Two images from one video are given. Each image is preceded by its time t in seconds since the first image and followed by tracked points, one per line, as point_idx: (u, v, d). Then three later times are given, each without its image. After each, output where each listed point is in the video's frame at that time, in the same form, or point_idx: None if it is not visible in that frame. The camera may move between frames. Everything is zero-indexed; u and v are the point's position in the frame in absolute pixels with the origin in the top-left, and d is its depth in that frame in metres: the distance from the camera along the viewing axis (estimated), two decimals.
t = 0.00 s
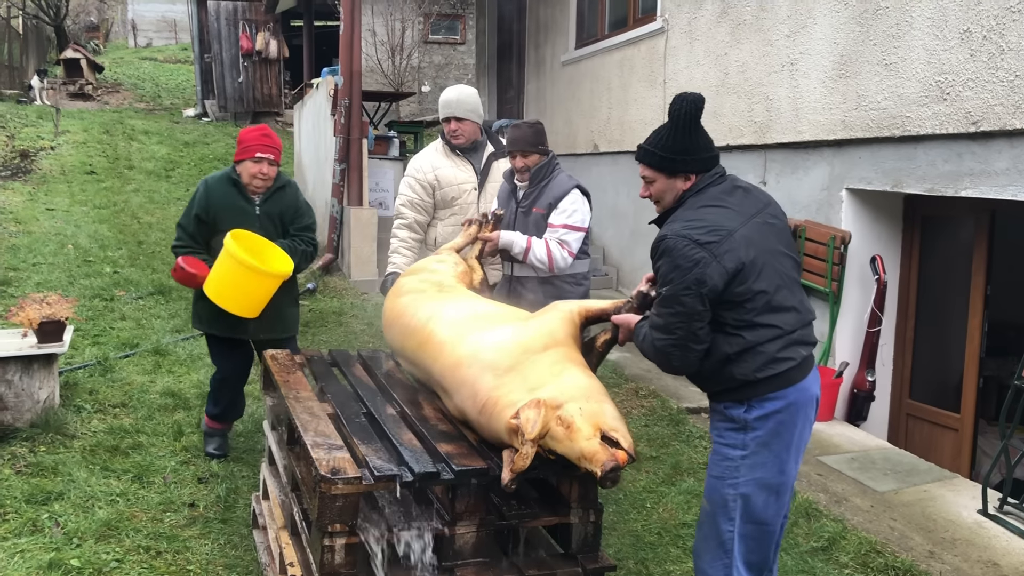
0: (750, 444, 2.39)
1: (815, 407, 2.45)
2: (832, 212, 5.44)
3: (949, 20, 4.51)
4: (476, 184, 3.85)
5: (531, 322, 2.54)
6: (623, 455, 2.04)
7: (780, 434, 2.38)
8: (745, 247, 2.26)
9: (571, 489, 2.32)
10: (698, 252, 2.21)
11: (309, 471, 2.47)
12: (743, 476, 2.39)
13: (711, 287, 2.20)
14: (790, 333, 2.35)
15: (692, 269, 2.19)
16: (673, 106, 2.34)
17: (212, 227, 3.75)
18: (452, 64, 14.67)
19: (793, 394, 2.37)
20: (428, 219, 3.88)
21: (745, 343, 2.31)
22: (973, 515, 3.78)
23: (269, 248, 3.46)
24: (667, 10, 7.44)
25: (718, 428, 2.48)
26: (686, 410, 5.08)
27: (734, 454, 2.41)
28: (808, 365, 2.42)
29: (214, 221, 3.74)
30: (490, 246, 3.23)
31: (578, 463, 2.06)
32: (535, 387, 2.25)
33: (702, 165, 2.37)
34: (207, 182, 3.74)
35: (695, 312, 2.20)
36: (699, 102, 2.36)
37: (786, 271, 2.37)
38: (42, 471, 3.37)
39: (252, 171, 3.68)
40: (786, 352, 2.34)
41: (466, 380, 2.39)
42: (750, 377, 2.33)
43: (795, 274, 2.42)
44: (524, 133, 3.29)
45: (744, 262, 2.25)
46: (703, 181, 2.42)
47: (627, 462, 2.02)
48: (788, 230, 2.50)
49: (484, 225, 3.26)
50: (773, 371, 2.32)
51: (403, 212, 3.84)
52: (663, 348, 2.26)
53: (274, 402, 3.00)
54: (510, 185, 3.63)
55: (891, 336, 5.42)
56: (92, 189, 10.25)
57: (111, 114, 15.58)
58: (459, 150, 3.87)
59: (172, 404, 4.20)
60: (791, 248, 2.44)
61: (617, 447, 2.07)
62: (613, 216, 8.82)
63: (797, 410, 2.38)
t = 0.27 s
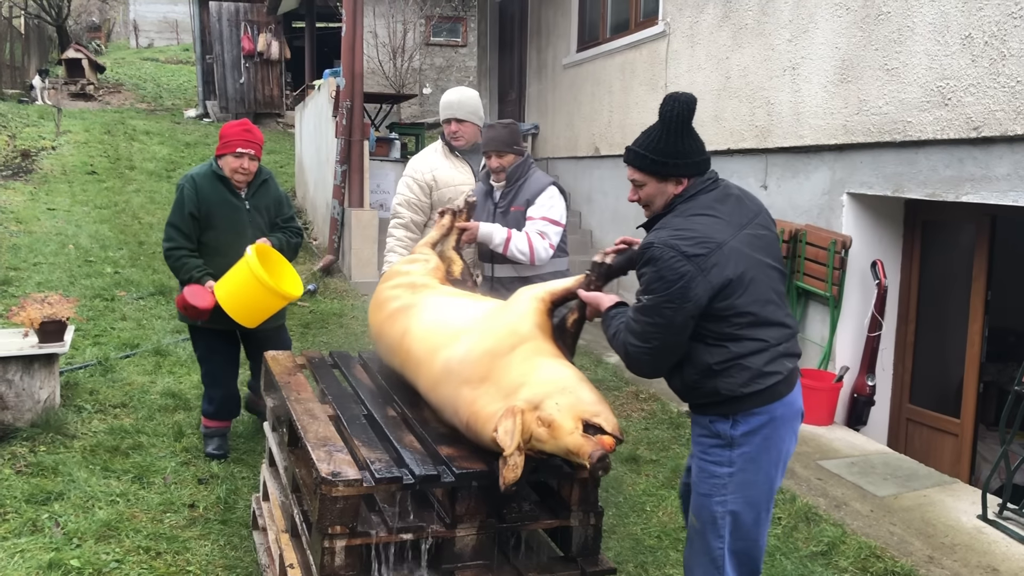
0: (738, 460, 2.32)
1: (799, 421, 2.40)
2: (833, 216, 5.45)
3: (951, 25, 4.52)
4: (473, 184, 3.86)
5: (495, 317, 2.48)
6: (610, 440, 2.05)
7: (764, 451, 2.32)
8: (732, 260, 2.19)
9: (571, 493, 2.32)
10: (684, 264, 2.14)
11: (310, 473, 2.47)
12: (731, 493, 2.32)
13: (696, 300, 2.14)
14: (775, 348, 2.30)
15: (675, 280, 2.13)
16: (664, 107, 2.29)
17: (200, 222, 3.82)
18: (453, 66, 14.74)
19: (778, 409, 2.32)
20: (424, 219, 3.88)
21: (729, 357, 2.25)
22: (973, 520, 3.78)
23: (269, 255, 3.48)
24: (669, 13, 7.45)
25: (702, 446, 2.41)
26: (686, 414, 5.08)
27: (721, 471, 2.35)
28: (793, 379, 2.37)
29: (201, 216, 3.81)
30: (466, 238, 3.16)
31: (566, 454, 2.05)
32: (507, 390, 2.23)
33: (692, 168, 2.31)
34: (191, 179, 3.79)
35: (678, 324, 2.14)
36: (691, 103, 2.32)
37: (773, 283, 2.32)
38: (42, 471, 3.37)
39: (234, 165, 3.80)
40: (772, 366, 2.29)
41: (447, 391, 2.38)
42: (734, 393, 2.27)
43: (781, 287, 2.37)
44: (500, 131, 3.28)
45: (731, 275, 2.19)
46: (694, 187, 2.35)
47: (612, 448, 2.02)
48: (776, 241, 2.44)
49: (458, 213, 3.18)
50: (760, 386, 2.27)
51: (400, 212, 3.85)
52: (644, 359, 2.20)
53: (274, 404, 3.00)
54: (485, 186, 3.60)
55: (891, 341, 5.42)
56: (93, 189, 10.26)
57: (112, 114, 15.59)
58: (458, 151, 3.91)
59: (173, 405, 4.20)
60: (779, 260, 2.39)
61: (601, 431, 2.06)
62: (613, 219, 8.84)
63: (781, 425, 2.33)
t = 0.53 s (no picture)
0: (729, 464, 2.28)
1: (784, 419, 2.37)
2: (835, 220, 5.45)
3: (954, 30, 4.52)
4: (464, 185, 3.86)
5: (450, 319, 2.41)
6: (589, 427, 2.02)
7: (750, 451, 2.29)
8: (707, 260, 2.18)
9: (573, 495, 2.31)
10: (659, 262, 2.12)
11: (311, 474, 2.47)
12: (725, 497, 2.28)
13: (670, 298, 2.12)
14: (753, 349, 2.27)
15: (648, 278, 2.11)
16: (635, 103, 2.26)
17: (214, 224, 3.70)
18: (455, 67, 14.72)
19: (762, 408, 2.29)
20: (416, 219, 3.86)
21: (703, 358, 2.22)
22: (973, 525, 3.78)
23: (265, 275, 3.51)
24: (672, 16, 7.45)
25: (690, 453, 2.36)
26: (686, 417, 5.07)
27: (713, 476, 2.30)
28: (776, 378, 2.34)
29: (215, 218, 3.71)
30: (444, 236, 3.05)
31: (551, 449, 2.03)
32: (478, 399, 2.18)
33: (664, 165, 2.28)
34: (206, 178, 3.69)
35: (649, 322, 2.12)
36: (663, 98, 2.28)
37: (751, 285, 2.30)
38: (42, 469, 3.36)
39: (241, 166, 3.79)
40: (753, 366, 2.26)
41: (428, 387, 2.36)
42: (712, 395, 2.24)
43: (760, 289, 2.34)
44: (488, 127, 3.29)
45: (705, 274, 2.18)
46: (669, 184, 2.32)
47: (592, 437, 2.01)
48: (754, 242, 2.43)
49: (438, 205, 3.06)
50: (740, 387, 2.24)
51: (390, 213, 3.89)
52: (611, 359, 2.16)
53: (275, 404, 3.00)
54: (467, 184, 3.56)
55: (892, 345, 5.43)
56: (94, 188, 10.26)
57: (113, 113, 15.57)
58: (449, 151, 3.92)
59: (173, 405, 4.20)
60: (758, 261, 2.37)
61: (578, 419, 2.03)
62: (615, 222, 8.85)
63: (766, 424, 2.29)
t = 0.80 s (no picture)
0: (697, 461, 2.23)
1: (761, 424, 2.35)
2: (837, 224, 5.46)
3: (958, 36, 4.53)
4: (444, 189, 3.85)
5: (406, 336, 2.32)
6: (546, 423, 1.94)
7: (730, 450, 2.25)
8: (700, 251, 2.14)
9: (574, 496, 2.33)
10: (658, 248, 2.06)
11: (313, 475, 2.47)
12: (683, 493, 2.22)
13: (668, 288, 2.06)
14: (733, 348, 2.24)
15: (648, 267, 2.04)
16: (601, 105, 2.22)
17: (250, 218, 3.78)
18: (459, 69, 14.82)
19: (743, 408, 2.26)
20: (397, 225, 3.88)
21: (689, 353, 2.17)
22: (974, 530, 3.78)
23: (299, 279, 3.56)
24: (675, 20, 7.47)
25: (660, 444, 2.30)
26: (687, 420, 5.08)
27: (677, 471, 2.24)
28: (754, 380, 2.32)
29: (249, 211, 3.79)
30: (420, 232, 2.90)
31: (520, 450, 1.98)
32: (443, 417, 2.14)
33: (640, 163, 2.23)
34: (238, 173, 3.75)
35: (645, 314, 2.04)
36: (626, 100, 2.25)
37: (731, 284, 2.28)
38: (45, 467, 3.37)
39: (263, 164, 3.88)
40: (732, 364, 2.23)
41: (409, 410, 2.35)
42: (693, 392, 2.19)
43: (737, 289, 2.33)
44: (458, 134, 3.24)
45: (698, 266, 2.13)
46: (654, 180, 2.28)
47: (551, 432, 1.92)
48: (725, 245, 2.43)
49: (417, 202, 2.93)
50: (719, 385, 2.20)
51: (371, 217, 3.89)
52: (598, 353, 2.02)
53: (279, 404, 3.01)
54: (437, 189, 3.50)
55: (894, 349, 5.43)
56: (97, 187, 10.28)
57: (117, 112, 15.61)
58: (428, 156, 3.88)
59: (176, 404, 4.21)
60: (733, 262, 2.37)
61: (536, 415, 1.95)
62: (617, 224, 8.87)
63: (748, 424, 2.26)
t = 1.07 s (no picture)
0: (649, 474, 2.08)
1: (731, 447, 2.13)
2: (842, 228, 5.46)
3: (965, 40, 4.52)
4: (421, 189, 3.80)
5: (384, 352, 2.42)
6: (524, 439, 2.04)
7: (685, 469, 2.07)
8: (665, 254, 2.02)
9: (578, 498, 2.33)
10: (620, 254, 1.96)
11: (317, 474, 2.48)
12: (633, 505, 2.07)
13: (632, 294, 1.96)
14: (700, 360, 2.09)
15: (612, 273, 1.94)
16: (560, 118, 2.13)
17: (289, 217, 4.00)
18: (463, 70, 14.87)
19: (702, 424, 2.06)
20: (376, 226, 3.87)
21: (649, 364, 2.05)
22: (976, 535, 3.77)
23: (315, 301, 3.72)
24: (681, 22, 7.46)
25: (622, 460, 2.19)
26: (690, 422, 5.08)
27: (629, 482, 2.11)
28: (722, 395, 2.12)
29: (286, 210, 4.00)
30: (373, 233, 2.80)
31: (500, 457, 2.10)
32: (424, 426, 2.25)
33: (605, 173, 2.14)
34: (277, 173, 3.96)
35: (611, 323, 1.94)
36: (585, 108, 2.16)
37: (698, 290, 2.15)
38: (49, 465, 3.38)
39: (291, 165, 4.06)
40: (693, 375, 2.07)
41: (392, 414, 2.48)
42: (651, 405, 2.06)
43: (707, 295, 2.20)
44: (419, 120, 3.33)
45: (663, 271, 2.02)
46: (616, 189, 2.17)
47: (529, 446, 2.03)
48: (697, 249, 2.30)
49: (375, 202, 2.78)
50: (677, 398, 2.05)
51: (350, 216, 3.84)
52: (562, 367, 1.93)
53: (283, 404, 3.01)
54: (390, 175, 3.51)
55: (898, 354, 5.42)
56: (102, 185, 10.31)
57: (122, 110, 15.64)
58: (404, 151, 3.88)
59: (179, 402, 4.22)
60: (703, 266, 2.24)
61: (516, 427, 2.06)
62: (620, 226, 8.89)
63: (707, 443, 2.06)
